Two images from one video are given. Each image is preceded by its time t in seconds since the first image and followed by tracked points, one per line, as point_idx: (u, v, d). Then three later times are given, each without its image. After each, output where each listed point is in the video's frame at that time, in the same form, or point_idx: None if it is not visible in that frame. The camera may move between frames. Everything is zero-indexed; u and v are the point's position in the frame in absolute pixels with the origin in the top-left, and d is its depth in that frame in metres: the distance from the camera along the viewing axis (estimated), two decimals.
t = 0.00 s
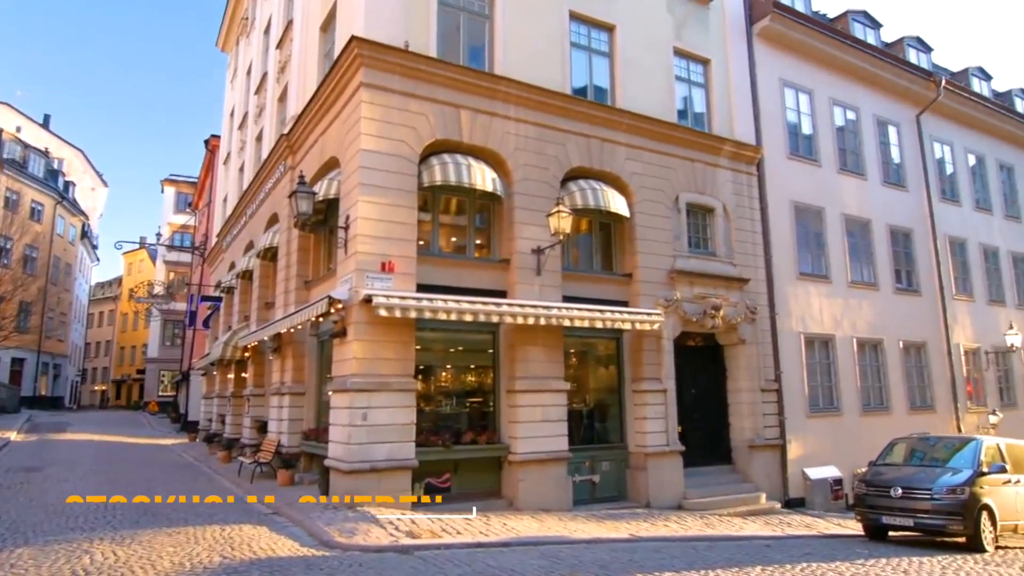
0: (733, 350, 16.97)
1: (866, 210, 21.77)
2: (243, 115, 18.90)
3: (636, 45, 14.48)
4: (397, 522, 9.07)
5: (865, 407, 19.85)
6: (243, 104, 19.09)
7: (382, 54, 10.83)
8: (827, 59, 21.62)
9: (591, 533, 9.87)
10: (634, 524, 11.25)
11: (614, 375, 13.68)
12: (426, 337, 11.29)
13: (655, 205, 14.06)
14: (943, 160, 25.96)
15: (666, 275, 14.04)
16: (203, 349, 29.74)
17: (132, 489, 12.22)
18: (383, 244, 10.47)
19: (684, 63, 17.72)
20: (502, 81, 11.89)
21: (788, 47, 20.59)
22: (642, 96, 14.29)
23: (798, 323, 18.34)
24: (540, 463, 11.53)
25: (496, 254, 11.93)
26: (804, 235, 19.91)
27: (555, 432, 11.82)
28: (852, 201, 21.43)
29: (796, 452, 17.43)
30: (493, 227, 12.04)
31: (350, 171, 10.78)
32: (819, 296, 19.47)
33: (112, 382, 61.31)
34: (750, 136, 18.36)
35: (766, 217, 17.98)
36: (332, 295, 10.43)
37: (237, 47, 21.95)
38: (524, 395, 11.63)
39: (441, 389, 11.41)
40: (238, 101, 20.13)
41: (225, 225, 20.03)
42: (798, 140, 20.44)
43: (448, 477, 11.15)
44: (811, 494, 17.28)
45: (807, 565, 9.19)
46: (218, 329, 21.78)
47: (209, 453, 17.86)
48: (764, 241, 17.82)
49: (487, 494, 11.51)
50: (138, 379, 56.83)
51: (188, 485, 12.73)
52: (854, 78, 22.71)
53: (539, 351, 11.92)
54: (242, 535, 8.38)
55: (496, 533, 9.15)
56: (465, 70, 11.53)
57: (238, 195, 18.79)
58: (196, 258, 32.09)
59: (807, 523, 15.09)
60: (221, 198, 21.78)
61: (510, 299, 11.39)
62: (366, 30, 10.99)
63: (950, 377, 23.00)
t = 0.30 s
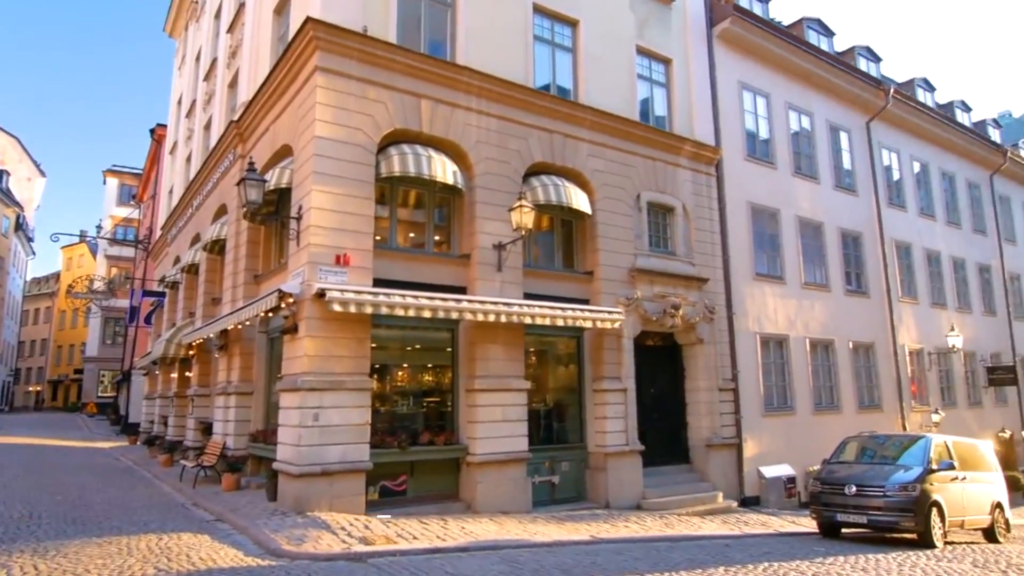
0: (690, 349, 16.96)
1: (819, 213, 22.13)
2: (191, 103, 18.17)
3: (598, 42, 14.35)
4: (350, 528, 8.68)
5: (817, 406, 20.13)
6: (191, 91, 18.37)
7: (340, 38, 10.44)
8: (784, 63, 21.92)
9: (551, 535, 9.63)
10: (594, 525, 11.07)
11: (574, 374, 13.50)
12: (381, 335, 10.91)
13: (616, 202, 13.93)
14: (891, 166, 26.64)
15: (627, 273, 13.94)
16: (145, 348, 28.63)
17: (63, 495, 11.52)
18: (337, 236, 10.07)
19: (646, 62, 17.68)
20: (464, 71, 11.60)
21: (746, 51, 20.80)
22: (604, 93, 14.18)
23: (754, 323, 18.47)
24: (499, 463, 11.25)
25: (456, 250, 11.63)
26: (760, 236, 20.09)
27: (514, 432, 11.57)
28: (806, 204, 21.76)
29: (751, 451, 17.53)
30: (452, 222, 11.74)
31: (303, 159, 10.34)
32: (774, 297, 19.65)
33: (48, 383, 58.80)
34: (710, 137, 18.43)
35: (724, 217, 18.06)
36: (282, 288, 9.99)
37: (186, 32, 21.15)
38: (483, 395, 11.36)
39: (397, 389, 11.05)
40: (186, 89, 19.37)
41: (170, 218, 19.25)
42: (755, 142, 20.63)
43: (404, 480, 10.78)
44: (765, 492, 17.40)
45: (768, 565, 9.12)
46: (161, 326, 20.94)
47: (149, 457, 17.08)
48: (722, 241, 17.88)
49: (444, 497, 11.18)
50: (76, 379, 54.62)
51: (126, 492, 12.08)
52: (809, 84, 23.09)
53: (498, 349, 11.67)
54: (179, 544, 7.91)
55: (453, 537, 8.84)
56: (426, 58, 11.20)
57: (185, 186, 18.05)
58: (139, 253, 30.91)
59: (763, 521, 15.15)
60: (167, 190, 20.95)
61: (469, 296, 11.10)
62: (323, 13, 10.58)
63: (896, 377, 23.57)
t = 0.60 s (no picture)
0: (654, 349, 16.92)
1: (778, 215, 22.38)
2: (142, 89, 17.48)
3: (565, 37, 14.20)
4: (305, 533, 8.32)
5: (775, 406, 20.33)
6: (142, 77, 17.68)
7: (300, 21, 10.06)
8: (747, 66, 22.11)
9: (514, 537, 9.41)
10: (558, 526, 10.88)
11: (538, 373, 13.30)
12: (340, 332, 10.56)
13: (582, 200, 13.80)
14: (847, 171, 27.17)
15: (592, 271, 13.82)
16: (90, 345, 27.57)
17: None
18: (295, 227, 9.69)
19: (612, 60, 17.61)
20: (429, 61, 11.31)
21: (711, 53, 20.92)
22: (571, 88, 14.04)
23: (716, 323, 18.54)
24: (461, 464, 11.00)
25: (419, 244, 11.34)
26: (722, 237, 20.18)
27: (476, 432, 11.32)
28: (766, 206, 21.98)
29: (712, 450, 17.58)
30: (415, 216, 11.44)
31: (259, 146, 9.93)
32: (736, 297, 19.76)
33: None
34: (674, 136, 18.45)
35: (688, 217, 18.07)
36: (235, 281, 9.56)
37: (137, 17, 20.38)
38: (446, 393, 11.08)
39: (356, 388, 10.70)
40: (136, 75, 18.65)
41: (117, 209, 18.50)
42: (718, 143, 20.74)
43: (363, 482, 10.44)
44: (726, 491, 17.43)
45: (733, 565, 9.05)
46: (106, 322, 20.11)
47: (92, 459, 16.34)
48: (685, 240, 17.88)
49: (403, 500, 10.86)
50: (16, 379, 52.44)
51: (65, 497, 11.48)
52: (771, 88, 23.36)
53: (462, 347, 11.41)
54: (120, 553, 7.47)
55: (413, 541, 8.54)
56: (390, 45, 10.88)
57: (133, 176, 17.36)
58: (84, 247, 29.75)
59: (724, 520, 15.17)
60: (115, 180, 20.15)
61: (432, 291, 10.81)
62: None
63: (850, 377, 24.01)
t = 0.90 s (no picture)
0: (614, 349, 16.79)
1: (735, 218, 22.58)
2: (83, 72, 16.66)
3: (529, 31, 13.99)
4: (251, 541, 7.88)
5: (730, 406, 20.47)
6: (84, 60, 16.85)
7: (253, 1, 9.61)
8: (707, 70, 22.26)
9: (473, 542, 9.12)
10: (518, 530, 10.63)
11: (498, 372, 13.05)
12: (293, 329, 10.13)
13: (544, 197, 13.59)
14: (801, 177, 27.65)
15: (554, 270, 13.63)
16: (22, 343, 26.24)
17: None
18: (245, 217, 9.25)
19: (576, 57, 17.46)
20: (389, 49, 10.95)
21: (672, 55, 20.97)
22: (535, 84, 13.83)
23: (675, 324, 18.54)
24: (418, 466, 10.66)
25: (377, 239, 10.97)
26: (681, 238, 20.20)
27: (434, 434, 11.01)
28: (724, 208, 22.15)
29: (671, 450, 17.55)
30: (372, 209, 11.07)
31: (207, 130, 9.44)
32: (694, 298, 19.80)
33: None
34: (636, 136, 18.39)
35: (648, 217, 18.01)
36: (179, 273, 9.05)
37: None
38: (404, 393, 10.73)
39: (309, 388, 10.27)
40: (78, 58, 17.79)
41: (54, 198, 17.61)
42: (679, 145, 20.77)
43: (314, 486, 10.03)
44: (683, 491, 17.40)
45: (696, 568, 8.92)
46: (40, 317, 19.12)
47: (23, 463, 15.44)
48: (646, 240, 17.80)
49: (357, 505, 10.47)
50: None
51: None
52: (729, 92, 23.59)
53: (420, 345, 11.07)
54: (47, 566, 6.93)
55: (368, 548, 8.18)
56: (349, 30, 10.49)
57: (72, 164, 16.54)
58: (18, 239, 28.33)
59: (683, 520, 15.11)
60: (52, 168, 19.18)
61: (390, 288, 10.45)
62: None
63: (802, 378, 24.38)
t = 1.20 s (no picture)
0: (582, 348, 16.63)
1: (701, 219, 22.68)
2: (29, 55, 15.94)
3: (500, 24, 13.77)
4: (203, 549, 7.49)
5: (695, 406, 20.51)
6: (30, 42, 16.12)
7: None
8: (676, 71, 22.31)
9: (440, 546, 8.84)
10: (485, 532, 10.38)
11: (464, 371, 12.78)
12: (251, 326, 9.71)
13: (513, 193, 13.39)
14: (763, 180, 27.96)
15: (523, 267, 13.44)
16: None
17: None
18: (201, 206, 8.84)
19: (547, 53, 17.26)
20: (357, 35, 10.62)
21: (641, 55, 20.95)
22: (505, 78, 13.61)
23: (642, 323, 18.47)
24: (381, 468, 10.36)
25: (341, 232, 10.63)
26: (649, 237, 20.15)
27: (398, 434, 10.70)
28: (690, 209, 22.22)
29: (637, 450, 17.45)
30: (337, 201, 10.72)
31: (161, 113, 9.00)
32: (661, 298, 19.75)
33: None
34: (605, 134, 18.29)
35: (617, 216, 17.88)
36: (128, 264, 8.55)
37: None
38: (367, 392, 10.41)
39: (268, 387, 9.88)
40: (23, 40, 17.03)
41: None
42: (648, 145, 20.72)
43: (272, 489, 9.66)
44: (649, 491, 17.17)
45: (667, 569, 8.79)
46: None
47: None
48: (615, 239, 17.66)
49: (318, 508, 10.11)
50: None
51: None
52: (696, 94, 23.71)
53: (386, 342, 10.76)
54: None
55: (329, 554, 7.84)
56: (315, 14, 10.13)
57: (15, 150, 15.80)
58: None
59: (649, 520, 15.01)
60: None
61: (355, 282, 10.12)
62: None
63: (764, 378, 24.61)
